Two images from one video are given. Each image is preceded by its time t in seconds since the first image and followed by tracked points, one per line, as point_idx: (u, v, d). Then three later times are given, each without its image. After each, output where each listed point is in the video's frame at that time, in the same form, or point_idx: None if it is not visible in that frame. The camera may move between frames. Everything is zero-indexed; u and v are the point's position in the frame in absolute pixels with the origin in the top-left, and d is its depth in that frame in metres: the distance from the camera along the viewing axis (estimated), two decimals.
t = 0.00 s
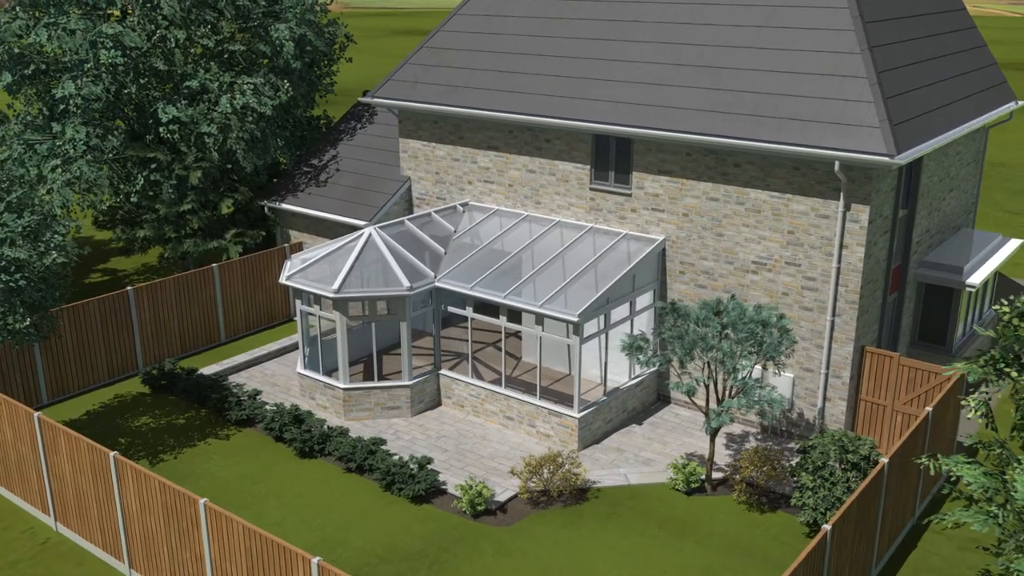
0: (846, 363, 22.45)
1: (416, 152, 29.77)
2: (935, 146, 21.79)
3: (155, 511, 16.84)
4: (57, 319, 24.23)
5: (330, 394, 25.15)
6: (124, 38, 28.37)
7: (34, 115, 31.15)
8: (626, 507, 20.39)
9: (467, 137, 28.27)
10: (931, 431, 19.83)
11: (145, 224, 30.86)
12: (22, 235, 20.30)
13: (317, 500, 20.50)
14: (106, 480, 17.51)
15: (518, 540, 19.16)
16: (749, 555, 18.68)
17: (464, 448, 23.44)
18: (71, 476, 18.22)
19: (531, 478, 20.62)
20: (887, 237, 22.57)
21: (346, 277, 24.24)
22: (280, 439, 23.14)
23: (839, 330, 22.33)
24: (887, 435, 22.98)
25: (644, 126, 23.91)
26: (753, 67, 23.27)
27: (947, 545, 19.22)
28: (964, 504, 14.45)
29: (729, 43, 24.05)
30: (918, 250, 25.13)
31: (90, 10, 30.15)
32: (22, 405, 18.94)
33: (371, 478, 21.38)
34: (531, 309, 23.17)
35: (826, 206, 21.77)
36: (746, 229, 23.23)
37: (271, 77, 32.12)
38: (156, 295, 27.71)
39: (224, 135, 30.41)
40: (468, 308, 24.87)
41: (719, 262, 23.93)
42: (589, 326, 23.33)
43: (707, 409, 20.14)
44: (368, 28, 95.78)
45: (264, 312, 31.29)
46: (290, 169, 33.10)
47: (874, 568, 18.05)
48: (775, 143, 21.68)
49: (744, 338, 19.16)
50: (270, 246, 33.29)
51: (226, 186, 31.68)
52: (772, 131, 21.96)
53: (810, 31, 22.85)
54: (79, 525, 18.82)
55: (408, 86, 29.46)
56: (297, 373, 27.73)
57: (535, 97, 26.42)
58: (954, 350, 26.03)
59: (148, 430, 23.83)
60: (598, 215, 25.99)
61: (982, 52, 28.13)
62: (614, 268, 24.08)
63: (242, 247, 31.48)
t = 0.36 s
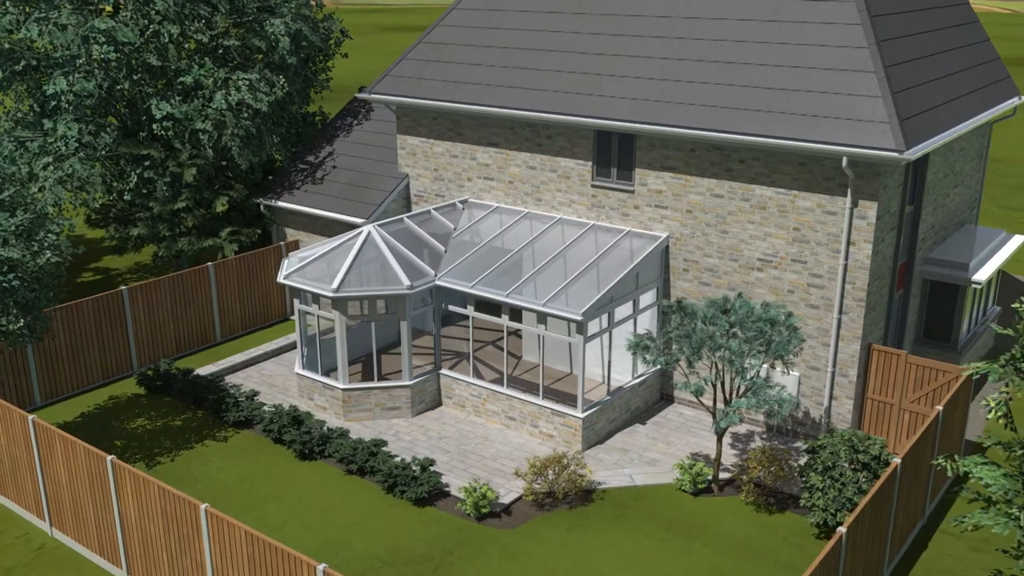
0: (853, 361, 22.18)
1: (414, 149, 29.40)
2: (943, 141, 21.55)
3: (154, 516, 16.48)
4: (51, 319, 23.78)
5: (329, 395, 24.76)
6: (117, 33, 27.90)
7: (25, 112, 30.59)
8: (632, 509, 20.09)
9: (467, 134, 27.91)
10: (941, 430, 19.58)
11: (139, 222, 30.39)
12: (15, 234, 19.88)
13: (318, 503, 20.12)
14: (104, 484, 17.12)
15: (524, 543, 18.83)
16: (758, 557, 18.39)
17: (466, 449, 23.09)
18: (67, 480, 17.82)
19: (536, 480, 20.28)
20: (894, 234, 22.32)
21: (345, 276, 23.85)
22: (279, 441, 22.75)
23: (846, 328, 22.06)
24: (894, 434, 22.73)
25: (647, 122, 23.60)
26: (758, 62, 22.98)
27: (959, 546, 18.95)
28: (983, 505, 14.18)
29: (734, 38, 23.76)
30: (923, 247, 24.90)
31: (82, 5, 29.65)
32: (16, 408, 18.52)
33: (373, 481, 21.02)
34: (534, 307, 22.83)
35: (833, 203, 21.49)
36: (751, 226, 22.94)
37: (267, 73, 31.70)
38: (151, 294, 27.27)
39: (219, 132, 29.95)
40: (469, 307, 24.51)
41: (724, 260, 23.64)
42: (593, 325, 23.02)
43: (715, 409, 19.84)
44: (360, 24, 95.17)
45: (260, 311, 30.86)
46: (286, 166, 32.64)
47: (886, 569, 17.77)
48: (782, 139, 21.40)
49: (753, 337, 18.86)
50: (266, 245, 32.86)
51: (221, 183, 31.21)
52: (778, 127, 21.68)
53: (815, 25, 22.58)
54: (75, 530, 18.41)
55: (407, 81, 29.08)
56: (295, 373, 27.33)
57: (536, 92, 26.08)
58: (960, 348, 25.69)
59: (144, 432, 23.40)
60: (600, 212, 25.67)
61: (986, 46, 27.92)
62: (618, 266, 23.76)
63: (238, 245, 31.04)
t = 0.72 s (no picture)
0: (860, 359, 21.89)
1: (412, 145, 29.00)
2: (951, 137, 21.30)
3: (153, 521, 16.10)
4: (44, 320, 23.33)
5: (328, 395, 24.37)
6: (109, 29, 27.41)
7: (14, 109, 29.87)
8: (638, 510, 19.78)
9: (466, 130, 27.53)
10: (951, 429, 19.34)
11: (132, 220, 29.88)
12: (7, 233, 19.43)
13: (319, 507, 19.74)
14: (101, 489, 16.73)
15: (530, 546, 18.50)
16: (768, 559, 18.11)
17: (468, 450, 22.75)
18: (63, 485, 17.42)
19: (541, 482, 19.97)
20: (901, 230, 22.06)
21: (344, 275, 23.46)
22: (278, 443, 22.36)
23: (853, 326, 21.78)
24: (901, 432, 22.50)
25: (651, 117, 23.27)
26: (763, 56, 22.68)
27: (971, 546, 18.68)
28: (1003, 507, 13.92)
29: (738, 32, 23.45)
30: (928, 243, 24.66)
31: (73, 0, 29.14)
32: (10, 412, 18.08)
33: (374, 483, 20.66)
34: (537, 306, 22.48)
35: (840, 199, 21.21)
36: (756, 223, 22.65)
37: (262, 68, 31.33)
38: (146, 294, 26.81)
39: (213, 129, 29.57)
40: (471, 305, 24.14)
41: (728, 257, 23.34)
42: (597, 323, 22.70)
43: (723, 409, 19.53)
44: (352, 20, 94.49)
45: (256, 310, 30.42)
46: (281, 163, 32.19)
47: (899, 571, 17.50)
48: (789, 134, 21.10)
49: (762, 336, 18.56)
50: (261, 243, 32.41)
51: (216, 180, 30.74)
52: (784, 122, 21.38)
53: (821, 19, 22.29)
54: (71, 536, 17.99)
55: (405, 77, 28.68)
56: (292, 373, 26.92)
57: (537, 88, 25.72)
58: (965, 346, 25.53)
59: (139, 435, 22.95)
60: (602, 209, 25.33)
61: (989, 40, 27.69)
62: (621, 263, 23.44)
63: (234, 244, 30.59)
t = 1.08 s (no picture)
0: (868, 357, 21.64)
1: (410, 141, 28.59)
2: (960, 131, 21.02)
3: (153, 527, 15.69)
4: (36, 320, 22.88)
5: (327, 396, 23.97)
6: (100, 23, 26.88)
7: (4, 104, 29.39)
8: (645, 512, 19.47)
9: (465, 126, 27.14)
10: (961, 427, 19.09)
11: (125, 219, 29.41)
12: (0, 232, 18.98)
13: (320, 510, 19.35)
14: (98, 494, 16.31)
15: (536, 549, 18.15)
16: (779, 560, 17.82)
17: (470, 451, 22.41)
18: (59, 490, 16.98)
19: (546, 483, 19.56)
20: (909, 226, 21.79)
21: (344, 273, 23.06)
22: (277, 444, 21.96)
23: (861, 323, 21.51)
24: (908, 431, 22.25)
25: (654, 112, 22.94)
26: (769, 51, 22.37)
27: (982, 546, 18.42)
28: None
29: (743, 26, 23.13)
30: (933, 239, 24.41)
31: None
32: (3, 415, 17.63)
33: (377, 485, 20.29)
34: (540, 304, 22.14)
35: (848, 194, 20.93)
36: (762, 219, 22.35)
37: (257, 64, 30.82)
38: (140, 293, 26.34)
39: (208, 125, 28.98)
40: (472, 304, 23.78)
41: (733, 254, 23.05)
42: (602, 321, 22.37)
43: (732, 409, 19.23)
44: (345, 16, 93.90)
45: (252, 310, 29.99)
46: (276, 160, 31.71)
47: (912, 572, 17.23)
48: (796, 129, 20.81)
49: (772, 335, 18.23)
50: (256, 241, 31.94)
51: (210, 178, 30.24)
52: (790, 117, 21.08)
53: (828, 12, 21.99)
54: (67, 542, 17.55)
55: (402, 72, 28.26)
56: (290, 374, 26.51)
57: (538, 83, 25.36)
58: (971, 343, 25.30)
59: (135, 437, 22.52)
60: (605, 205, 24.99)
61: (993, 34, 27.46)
62: (625, 261, 23.12)
63: (229, 242, 30.13)
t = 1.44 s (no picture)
0: (875, 355, 21.37)
1: (408, 137, 28.17)
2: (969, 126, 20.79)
3: (154, 535, 15.29)
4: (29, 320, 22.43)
5: (326, 397, 23.57)
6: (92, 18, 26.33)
7: None
8: (653, 513, 19.16)
9: (464, 121, 26.74)
10: (972, 426, 18.85)
11: (117, 217, 28.94)
12: None
13: (322, 514, 18.97)
14: (96, 500, 15.88)
15: (543, 552, 17.83)
16: (789, 562, 17.55)
17: (473, 452, 22.06)
18: (55, 496, 16.55)
19: (552, 485, 19.22)
20: (916, 221, 21.53)
21: (343, 272, 22.69)
22: (276, 447, 21.56)
23: (868, 321, 21.25)
24: (916, 429, 22.02)
25: (658, 107, 22.62)
26: (774, 44, 22.07)
27: (994, 547, 18.19)
28: None
29: (748, 19, 22.82)
30: (939, 235, 24.17)
31: None
32: None
33: (379, 488, 19.91)
34: (544, 303, 21.80)
35: (856, 190, 20.66)
36: (768, 215, 22.05)
37: (252, 59, 30.37)
38: (134, 292, 25.87)
39: (201, 122, 28.59)
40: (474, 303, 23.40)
41: (738, 251, 22.75)
42: (606, 320, 22.04)
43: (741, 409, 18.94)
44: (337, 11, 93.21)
45: (247, 309, 29.54)
46: (271, 156, 31.25)
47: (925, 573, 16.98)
48: (803, 124, 20.53)
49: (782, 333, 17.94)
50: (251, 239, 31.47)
51: (205, 175, 29.83)
52: (797, 112, 20.79)
53: (834, 6, 21.70)
54: (64, 548, 17.12)
55: (400, 67, 27.84)
56: (287, 374, 26.08)
57: (539, 77, 24.99)
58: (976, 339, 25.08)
59: (131, 440, 22.06)
60: (607, 202, 24.65)
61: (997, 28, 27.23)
62: (628, 258, 22.80)
63: (223, 240, 29.68)
